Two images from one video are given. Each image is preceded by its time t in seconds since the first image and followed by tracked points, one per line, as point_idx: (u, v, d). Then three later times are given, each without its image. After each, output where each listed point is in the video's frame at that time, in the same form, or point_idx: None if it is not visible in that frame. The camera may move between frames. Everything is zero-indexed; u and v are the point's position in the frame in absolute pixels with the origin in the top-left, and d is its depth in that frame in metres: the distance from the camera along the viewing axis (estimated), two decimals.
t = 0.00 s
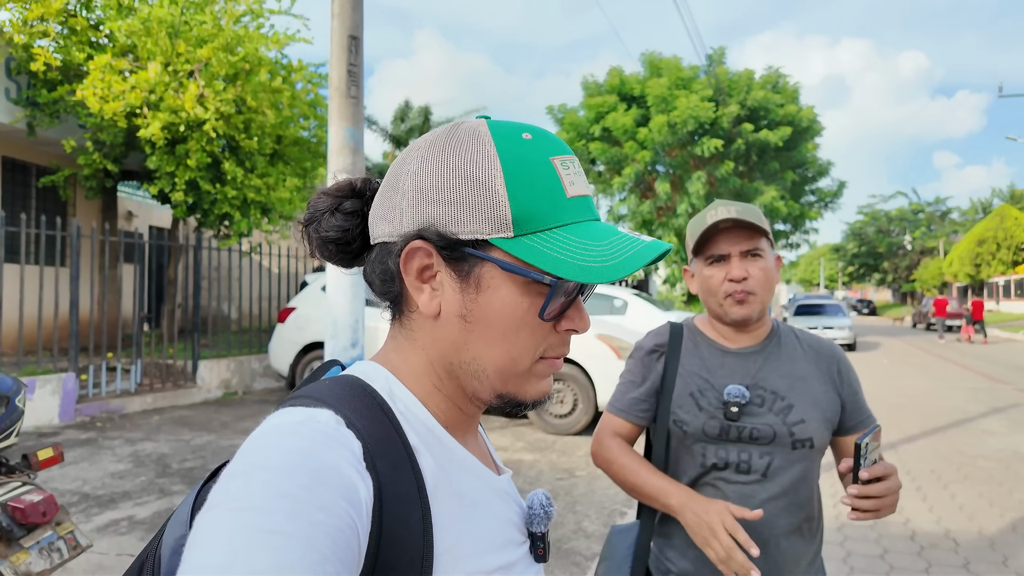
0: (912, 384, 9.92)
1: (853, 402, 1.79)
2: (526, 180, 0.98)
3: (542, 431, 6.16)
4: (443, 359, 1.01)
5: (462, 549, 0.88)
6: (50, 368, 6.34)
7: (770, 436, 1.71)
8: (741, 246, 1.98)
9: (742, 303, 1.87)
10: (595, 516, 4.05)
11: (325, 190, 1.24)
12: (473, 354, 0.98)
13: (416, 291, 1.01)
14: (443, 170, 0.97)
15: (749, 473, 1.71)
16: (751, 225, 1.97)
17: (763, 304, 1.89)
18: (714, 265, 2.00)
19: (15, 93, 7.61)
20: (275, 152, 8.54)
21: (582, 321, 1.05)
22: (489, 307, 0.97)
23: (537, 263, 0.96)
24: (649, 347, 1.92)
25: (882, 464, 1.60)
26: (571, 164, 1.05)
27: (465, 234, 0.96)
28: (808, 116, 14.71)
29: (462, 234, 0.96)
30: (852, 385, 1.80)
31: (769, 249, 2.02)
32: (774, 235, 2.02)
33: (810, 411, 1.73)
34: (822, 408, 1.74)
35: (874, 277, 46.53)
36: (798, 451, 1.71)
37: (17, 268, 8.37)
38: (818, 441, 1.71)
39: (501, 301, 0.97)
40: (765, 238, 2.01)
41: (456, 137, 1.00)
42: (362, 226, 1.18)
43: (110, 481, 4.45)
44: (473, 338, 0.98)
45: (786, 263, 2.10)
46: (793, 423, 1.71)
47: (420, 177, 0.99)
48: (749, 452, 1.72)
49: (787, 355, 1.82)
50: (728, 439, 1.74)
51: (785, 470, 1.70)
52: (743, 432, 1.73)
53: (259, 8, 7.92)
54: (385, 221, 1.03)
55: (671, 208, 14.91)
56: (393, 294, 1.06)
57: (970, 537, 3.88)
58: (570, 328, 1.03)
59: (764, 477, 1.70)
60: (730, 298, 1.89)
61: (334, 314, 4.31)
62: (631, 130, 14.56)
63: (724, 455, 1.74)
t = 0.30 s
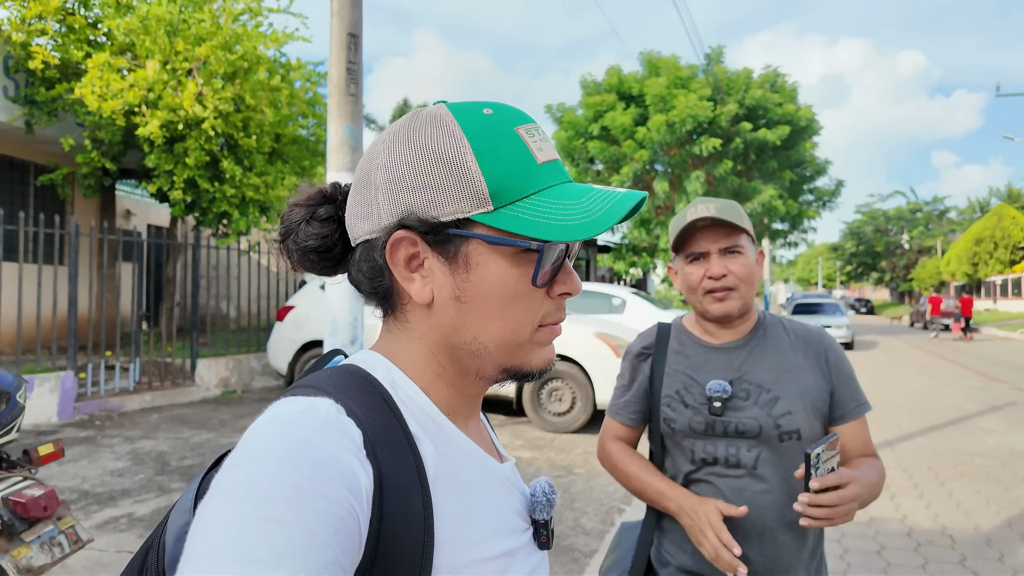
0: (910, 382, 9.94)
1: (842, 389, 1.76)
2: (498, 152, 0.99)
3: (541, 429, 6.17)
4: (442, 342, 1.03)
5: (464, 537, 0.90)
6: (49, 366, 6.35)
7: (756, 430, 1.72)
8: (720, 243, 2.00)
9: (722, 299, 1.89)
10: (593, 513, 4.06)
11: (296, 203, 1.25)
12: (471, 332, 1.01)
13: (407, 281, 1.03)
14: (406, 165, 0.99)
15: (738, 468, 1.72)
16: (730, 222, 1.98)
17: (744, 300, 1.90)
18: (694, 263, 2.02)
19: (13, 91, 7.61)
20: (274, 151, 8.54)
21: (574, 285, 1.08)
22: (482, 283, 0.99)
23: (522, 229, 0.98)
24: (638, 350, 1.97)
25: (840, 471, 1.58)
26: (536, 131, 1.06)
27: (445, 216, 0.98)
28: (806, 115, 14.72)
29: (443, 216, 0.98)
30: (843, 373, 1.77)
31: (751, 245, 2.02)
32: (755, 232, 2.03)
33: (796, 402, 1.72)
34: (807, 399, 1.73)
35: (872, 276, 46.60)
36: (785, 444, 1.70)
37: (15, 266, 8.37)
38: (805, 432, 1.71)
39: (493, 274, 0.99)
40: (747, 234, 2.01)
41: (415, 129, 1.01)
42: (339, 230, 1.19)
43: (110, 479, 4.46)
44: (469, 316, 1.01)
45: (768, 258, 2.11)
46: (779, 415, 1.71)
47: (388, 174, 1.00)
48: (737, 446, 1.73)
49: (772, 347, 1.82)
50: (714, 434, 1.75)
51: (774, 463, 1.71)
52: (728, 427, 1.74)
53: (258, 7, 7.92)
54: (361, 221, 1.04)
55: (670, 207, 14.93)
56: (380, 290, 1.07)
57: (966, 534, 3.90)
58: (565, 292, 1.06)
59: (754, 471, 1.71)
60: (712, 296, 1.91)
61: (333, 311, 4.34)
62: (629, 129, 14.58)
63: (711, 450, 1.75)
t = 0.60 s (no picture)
0: (907, 381, 9.97)
1: (832, 385, 1.76)
2: (478, 138, 1.00)
3: (539, 428, 6.18)
4: (439, 334, 1.04)
5: (460, 533, 0.90)
6: (47, 366, 6.35)
7: (744, 426, 1.73)
8: (711, 234, 2.01)
9: (712, 292, 1.90)
10: (591, 511, 4.07)
11: (277, 215, 1.25)
12: (468, 320, 1.02)
13: (399, 275, 1.03)
14: (388, 157, 0.99)
15: (726, 465, 1.72)
16: (720, 212, 2.00)
17: (735, 292, 1.91)
18: (685, 254, 2.04)
19: (11, 90, 7.59)
20: (272, 150, 8.54)
21: (564, 263, 1.10)
22: (477, 269, 1.01)
23: (511, 210, 1.00)
24: (631, 348, 1.98)
25: (798, 447, 1.56)
26: (510, 116, 1.07)
27: (434, 206, 0.99)
28: (804, 115, 14.74)
29: (432, 207, 0.99)
30: (832, 367, 1.77)
31: (740, 238, 2.04)
32: (745, 223, 2.05)
33: (783, 398, 1.73)
34: (795, 394, 1.74)
35: (870, 276, 46.67)
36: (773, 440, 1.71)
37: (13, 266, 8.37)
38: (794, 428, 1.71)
39: (487, 259, 1.01)
40: (737, 227, 2.03)
41: (395, 122, 1.02)
42: (324, 237, 1.19)
43: (108, 478, 4.46)
44: (464, 305, 1.02)
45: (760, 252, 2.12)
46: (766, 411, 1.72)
47: (370, 166, 1.01)
48: (726, 443, 1.74)
49: (761, 342, 1.83)
50: (704, 430, 1.76)
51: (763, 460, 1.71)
52: (717, 423, 1.75)
53: (256, 6, 7.92)
54: (348, 221, 1.05)
55: (668, 207, 14.96)
56: (370, 286, 1.07)
57: (962, 532, 3.92)
58: (557, 270, 1.09)
59: (743, 467, 1.71)
60: (702, 288, 1.92)
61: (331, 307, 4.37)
62: (627, 129, 14.59)
63: (700, 446, 1.76)
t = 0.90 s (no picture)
0: (906, 381, 9.98)
1: (826, 385, 1.76)
2: (473, 135, 1.01)
3: (537, 427, 6.19)
4: (433, 329, 1.05)
5: (452, 529, 0.91)
6: (45, 365, 6.35)
7: (739, 423, 1.73)
8: (711, 232, 2.02)
9: (709, 289, 1.91)
10: (589, 510, 4.08)
11: (264, 211, 1.25)
12: (463, 315, 1.03)
13: (395, 271, 1.04)
14: (384, 153, 1.00)
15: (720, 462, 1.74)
16: (720, 211, 2.01)
17: (731, 290, 1.92)
18: (685, 252, 2.04)
19: (9, 89, 7.58)
20: (270, 149, 8.54)
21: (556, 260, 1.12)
22: (474, 262, 1.02)
23: (507, 205, 1.01)
24: (627, 346, 1.99)
25: (752, 486, 1.58)
26: (503, 114, 1.08)
27: (430, 201, 0.99)
28: (803, 114, 14.75)
29: (428, 202, 1.00)
30: (826, 367, 1.78)
31: (739, 237, 2.05)
32: (744, 223, 2.06)
33: (780, 397, 1.73)
34: (791, 393, 1.74)
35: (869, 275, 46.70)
36: (767, 438, 1.71)
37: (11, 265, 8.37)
38: (789, 427, 1.71)
39: (484, 253, 1.02)
40: (736, 226, 2.04)
41: (392, 116, 1.03)
42: (314, 233, 1.19)
43: (106, 478, 4.46)
44: (459, 300, 1.03)
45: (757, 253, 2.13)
46: (762, 409, 1.72)
47: (370, 159, 1.01)
48: (721, 441, 1.74)
49: (758, 341, 1.83)
50: (699, 428, 1.76)
51: (758, 458, 1.72)
52: (711, 421, 1.75)
53: (255, 6, 7.92)
54: (341, 215, 1.05)
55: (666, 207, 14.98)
56: (363, 283, 1.07)
57: (960, 531, 3.92)
58: (550, 267, 1.10)
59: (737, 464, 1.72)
60: (701, 285, 1.93)
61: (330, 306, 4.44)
62: (627, 129, 14.59)
63: (695, 443, 1.76)
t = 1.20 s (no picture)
0: (905, 380, 9.97)
1: (825, 390, 1.76)
2: (462, 133, 1.02)
3: (536, 427, 6.19)
4: (425, 327, 1.05)
5: (441, 531, 0.91)
6: (45, 365, 6.35)
7: (740, 426, 1.73)
8: (722, 233, 2.01)
9: (721, 291, 1.90)
10: (588, 510, 4.08)
11: (248, 216, 1.25)
12: (456, 311, 1.03)
13: (386, 267, 1.03)
14: (378, 153, 1.00)
15: (722, 464, 1.74)
16: (733, 212, 2.00)
17: (741, 293, 1.92)
18: (695, 252, 2.02)
19: (7, 89, 7.58)
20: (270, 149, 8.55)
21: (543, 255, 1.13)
22: (466, 258, 1.02)
23: (499, 199, 1.01)
24: (628, 346, 1.98)
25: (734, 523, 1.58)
26: (485, 114, 1.09)
27: (422, 195, 1.00)
28: (803, 114, 14.74)
29: (420, 197, 1.00)
30: (828, 370, 1.78)
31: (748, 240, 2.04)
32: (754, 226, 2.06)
33: (782, 401, 1.73)
34: (792, 395, 1.74)
35: (869, 276, 46.69)
36: (770, 442, 1.71)
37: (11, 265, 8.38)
38: (791, 431, 1.72)
39: (475, 249, 1.02)
40: (747, 229, 2.04)
41: (386, 114, 1.03)
42: (301, 236, 1.20)
43: (104, 478, 4.46)
44: (450, 295, 1.03)
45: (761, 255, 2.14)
46: (764, 413, 1.72)
47: (356, 161, 1.01)
48: (723, 443, 1.74)
49: (760, 344, 1.84)
50: (702, 430, 1.76)
51: (758, 460, 1.71)
52: (714, 424, 1.75)
53: (254, 5, 7.92)
54: (330, 215, 1.04)
55: (666, 207, 14.99)
56: (353, 282, 1.06)
57: (959, 530, 3.93)
58: (537, 261, 1.11)
59: (737, 466, 1.72)
60: (708, 286, 1.93)
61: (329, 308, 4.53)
62: (626, 128, 14.59)
63: (697, 445, 1.76)
